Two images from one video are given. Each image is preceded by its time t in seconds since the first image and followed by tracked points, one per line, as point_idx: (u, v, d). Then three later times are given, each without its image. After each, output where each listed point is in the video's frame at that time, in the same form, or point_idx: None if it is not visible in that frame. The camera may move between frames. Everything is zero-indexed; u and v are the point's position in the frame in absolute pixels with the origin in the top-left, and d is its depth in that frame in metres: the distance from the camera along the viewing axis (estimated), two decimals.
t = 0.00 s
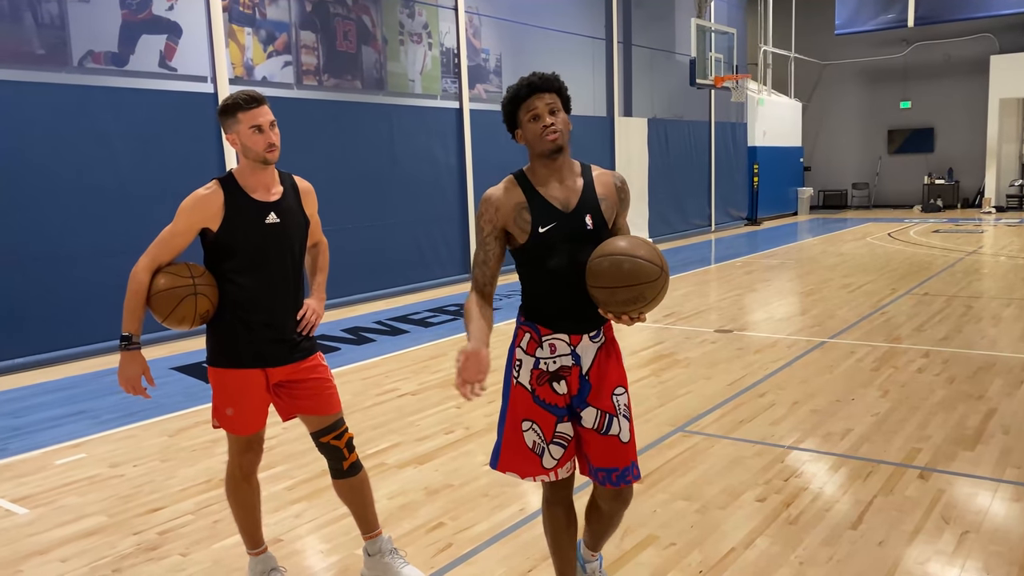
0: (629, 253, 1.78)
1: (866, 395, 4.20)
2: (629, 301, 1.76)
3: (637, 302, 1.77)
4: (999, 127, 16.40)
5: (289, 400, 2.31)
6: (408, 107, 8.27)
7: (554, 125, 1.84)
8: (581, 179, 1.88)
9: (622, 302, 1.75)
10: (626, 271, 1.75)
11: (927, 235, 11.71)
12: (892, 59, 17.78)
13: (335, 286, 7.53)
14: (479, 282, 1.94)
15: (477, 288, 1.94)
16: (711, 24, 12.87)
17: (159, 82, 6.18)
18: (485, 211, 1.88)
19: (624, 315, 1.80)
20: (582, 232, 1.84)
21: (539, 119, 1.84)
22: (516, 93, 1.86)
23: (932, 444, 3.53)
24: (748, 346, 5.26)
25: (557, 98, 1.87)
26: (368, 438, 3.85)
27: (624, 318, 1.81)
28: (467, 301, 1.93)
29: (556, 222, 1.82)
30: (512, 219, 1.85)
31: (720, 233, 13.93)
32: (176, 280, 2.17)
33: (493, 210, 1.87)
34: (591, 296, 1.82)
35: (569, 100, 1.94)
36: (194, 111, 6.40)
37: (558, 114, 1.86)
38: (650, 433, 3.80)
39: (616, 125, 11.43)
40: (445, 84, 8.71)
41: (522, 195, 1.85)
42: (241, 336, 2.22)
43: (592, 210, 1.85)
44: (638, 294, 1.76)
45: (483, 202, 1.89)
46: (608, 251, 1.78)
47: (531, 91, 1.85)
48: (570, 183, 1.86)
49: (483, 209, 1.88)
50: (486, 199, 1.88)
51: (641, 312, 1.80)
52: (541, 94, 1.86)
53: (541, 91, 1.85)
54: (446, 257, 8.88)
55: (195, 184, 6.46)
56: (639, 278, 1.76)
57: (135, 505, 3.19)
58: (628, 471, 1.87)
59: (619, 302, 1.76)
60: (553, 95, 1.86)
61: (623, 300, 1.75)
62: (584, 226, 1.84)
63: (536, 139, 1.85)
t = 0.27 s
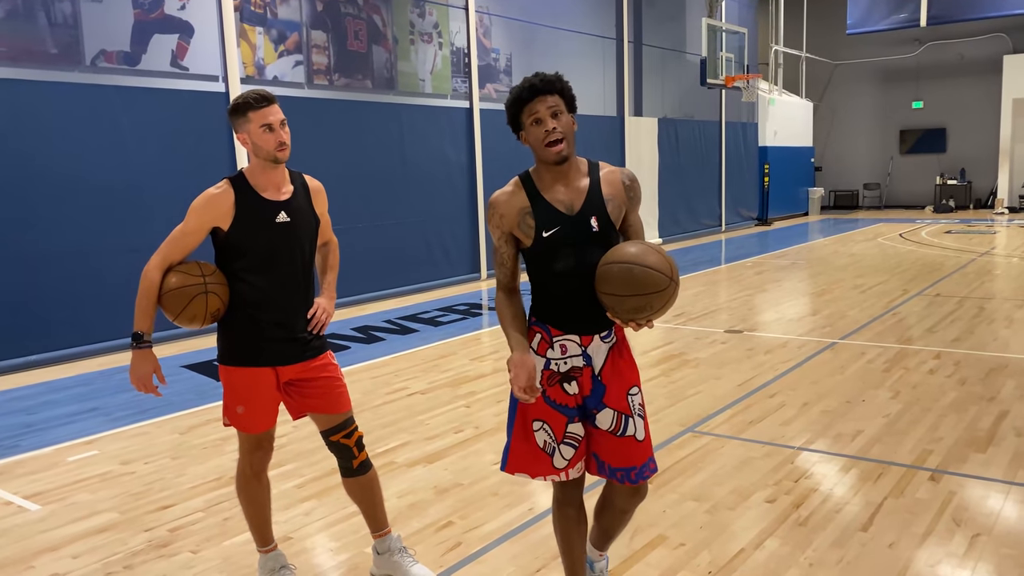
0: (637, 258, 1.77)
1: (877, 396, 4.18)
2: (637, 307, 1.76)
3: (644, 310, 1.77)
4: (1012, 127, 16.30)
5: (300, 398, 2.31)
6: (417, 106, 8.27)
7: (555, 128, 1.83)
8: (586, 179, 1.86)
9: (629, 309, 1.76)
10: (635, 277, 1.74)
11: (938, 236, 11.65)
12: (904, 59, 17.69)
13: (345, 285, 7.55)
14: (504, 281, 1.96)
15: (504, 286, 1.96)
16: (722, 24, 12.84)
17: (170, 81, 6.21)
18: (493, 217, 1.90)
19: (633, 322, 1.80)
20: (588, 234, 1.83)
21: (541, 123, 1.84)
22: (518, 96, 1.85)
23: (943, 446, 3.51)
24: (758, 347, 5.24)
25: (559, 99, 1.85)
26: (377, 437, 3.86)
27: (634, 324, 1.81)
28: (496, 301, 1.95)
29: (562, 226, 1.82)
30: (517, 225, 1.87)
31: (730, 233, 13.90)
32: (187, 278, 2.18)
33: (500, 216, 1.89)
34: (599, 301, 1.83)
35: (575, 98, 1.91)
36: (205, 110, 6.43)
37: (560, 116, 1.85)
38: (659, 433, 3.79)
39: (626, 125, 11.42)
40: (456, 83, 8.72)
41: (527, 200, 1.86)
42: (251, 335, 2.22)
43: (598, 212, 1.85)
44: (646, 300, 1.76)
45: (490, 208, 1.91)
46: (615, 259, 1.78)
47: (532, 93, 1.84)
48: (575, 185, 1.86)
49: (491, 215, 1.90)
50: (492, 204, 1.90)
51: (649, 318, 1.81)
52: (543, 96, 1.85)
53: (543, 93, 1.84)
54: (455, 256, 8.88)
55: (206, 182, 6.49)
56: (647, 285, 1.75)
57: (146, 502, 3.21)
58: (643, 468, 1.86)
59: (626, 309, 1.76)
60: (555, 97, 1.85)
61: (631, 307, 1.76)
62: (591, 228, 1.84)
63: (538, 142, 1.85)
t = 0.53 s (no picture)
0: (637, 258, 1.74)
1: (884, 398, 4.16)
2: (634, 307, 1.73)
3: (642, 309, 1.73)
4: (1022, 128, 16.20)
5: (306, 397, 2.32)
6: (425, 106, 8.28)
7: (564, 129, 1.83)
8: (597, 179, 1.84)
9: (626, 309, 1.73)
10: (633, 277, 1.71)
11: (947, 237, 11.60)
12: (913, 59, 17.60)
13: (352, 284, 7.57)
14: (511, 279, 1.99)
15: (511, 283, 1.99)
16: (731, 24, 12.80)
17: (179, 81, 6.23)
18: (504, 215, 1.92)
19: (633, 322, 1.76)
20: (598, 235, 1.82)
21: (550, 124, 1.84)
22: (527, 97, 1.86)
23: (952, 448, 3.49)
24: (765, 348, 5.23)
25: (568, 100, 1.85)
26: (384, 436, 3.86)
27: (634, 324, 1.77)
28: (502, 299, 1.99)
29: (571, 227, 1.81)
30: (527, 224, 1.88)
31: (738, 234, 13.87)
32: (194, 277, 2.18)
33: (511, 215, 1.91)
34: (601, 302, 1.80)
35: (587, 98, 1.90)
36: (214, 109, 6.45)
37: (569, 117, 1.84)
38: (666, 434, 3.79)
39: (633, 125, 11.41)
40: (463, 83, 8.73)
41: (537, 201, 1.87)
42: (259, 333, 2.23)
43: (609, 212, 1.82)
44: (643, 300, 1.72)
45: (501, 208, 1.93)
46: (615, 257, 1.75)
47: (540, 95, 1.84)
48: (585, 185, 1.84)
49: (502, 215, 1.92)
50: (504, 204, 1.92)
51: (650, 318, 1.76)
52: (552, 97, 1.85)
53: (552, 93, 1.84)
54: (462, 256, 8.88)
55: (214, 181, 6.51)
56: (644, 285, 1.72)
57: (153, 500, 3.22)
58: (650, 470, 1.85)
59: (623, 309, 1.73)
60: (565, 98, 1.85)
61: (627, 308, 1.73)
62: (600, 229, 1.82)
63: (547, 143, 1.85)
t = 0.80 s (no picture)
0: (652, 263, 1.76)
1: (888, 400, 4.15)
2: (647, 311, 1.74)
3: (656, 314, 1.74)
4: None
5: (309, 396, 2.32)
6: (429, 107, 8.28)
7: (585, 127, 1.82)
8: (614, 181, 1.83)
9: (639, 313, 1.74)
10: (647, 281, 1.73)
11: (952, 239, 11.58)
12: (918, 61, 17.57)
13: (356, 284, 7.58)
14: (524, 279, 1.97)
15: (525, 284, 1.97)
16: (735, 25, 12.79)
17: (184, 81, 6.25)
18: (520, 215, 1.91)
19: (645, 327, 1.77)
20: (612, 238, 1.82)
21: (571, 121, 1.83)
22: (550, 93, 1.85)
23: (955, 451, 3.48)
24: (768, 349, 5.22)
25: (591, 99, 1.84)
26: (386, 436, 3.87)
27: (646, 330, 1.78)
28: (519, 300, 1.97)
29: (585, 228, 1.81)
30: (543, 223, 1.87)
31: (742, 236, 13.87)
32: (198, 275, 2.18)
33: (526, 213, 1.90)
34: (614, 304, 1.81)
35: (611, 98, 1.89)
36: (219, 109, 6.47)
37: (591, 116, 1.83)
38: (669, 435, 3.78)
39: (637, 126, 11.41)
40: (468, 84, 8.74)
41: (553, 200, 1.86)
42: (263, 332, 2.23)
43: (624, 216, 1.82)
44: (657, 305, 1.73)
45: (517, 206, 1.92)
46: (630, 260, 1.76)
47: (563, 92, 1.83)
48: (602, 186, 1.83)
49: (518, 213, 1.91)
50: (521, 201, 1.91)
51: (663, 323, 1.77)
52: (575, 95, 1.83)
53: (575, 91, 1.83)
54: (466, 256, 8.89)
55: (219, 180, 6.53)
56: (659, 289, 1.73)
57: (156, 498, 3.22)
58: (657, 471, 1.82)
59: (637, 313, 1.74)
60: (588, 96, 1.83)
61: (640, 312, 1.74)
62: (614, 231, 1.82)
63: (566, 141, 1.84)
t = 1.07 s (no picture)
0: (689, 263, 1.74)
1: (889, 403, 4.15)
2: (686, 312, 1.71)
3: (695, 315, 1.72)
4: None
5: (310, 397, 2.32)
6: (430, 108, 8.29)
7: (620, 124, 1.78)
8: (643, 181, 1.79)
9: (679, 314, 1.71)
10: (686, 281, 1.71)
11: (953, 242, 11.58)
12: (919, 64, 17.57)
13: (357, 285, 7.58)
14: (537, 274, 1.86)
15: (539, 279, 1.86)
16: (736, 27, 12.79)
17: (185, 81, 6.25)
18: (545, 208, 1.84)
19: (681, 329, 1.75)
20: (642, 236, 1.76)
21: (607, 116, 1.79)
22: (591, 86, 1.82)
23: (956, 454, 3.48)
24: (769, 352, 5.22)
25: (630, 97, 1.80)
26: (387, 437, 3.86)
27: (681, 331, 1.76)
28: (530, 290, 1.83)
29: (615, 224, 1.74)
30: (569, 217, 1.80)
31: (743, 238, 13.87)
32: (199, 276, 2.18)
33: (551, 206, 1.83)
34: (648, 305, 1.76)
35: (650, 100, 1.86)
36: (220, 110, 6.47)
37: (626, 113, 1.79)
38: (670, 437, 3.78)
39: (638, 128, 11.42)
40: (469, 85, 8.75)
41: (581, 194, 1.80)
42: (264, 333, 2.23)
43: (654, 214, 1.77)
44: (696, 305, 1.72)
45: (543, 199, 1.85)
46: (669, 259, 1.74)
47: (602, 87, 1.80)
48: (631, 185, 1.78)
49: (543, 206, 1.83)
50: (547, 194, 1.84)
51: (699, 325, 1.76)
52: (614, 91, 1.80)
53: (615, 87, 1.80)
54: (466, 257, 8.89)
55: (220, 180, 6.53)
56: (698, 289, 1.71)
57: (157, 499, 3.22)
58: (683, 480, 1.78)
59: (676, 314, 1.71)
60: (628, 93, 1.80)
61: (680, 313, 1.71)
62: (644, 229, 1.76)
63: (600, 136, 1.80)
